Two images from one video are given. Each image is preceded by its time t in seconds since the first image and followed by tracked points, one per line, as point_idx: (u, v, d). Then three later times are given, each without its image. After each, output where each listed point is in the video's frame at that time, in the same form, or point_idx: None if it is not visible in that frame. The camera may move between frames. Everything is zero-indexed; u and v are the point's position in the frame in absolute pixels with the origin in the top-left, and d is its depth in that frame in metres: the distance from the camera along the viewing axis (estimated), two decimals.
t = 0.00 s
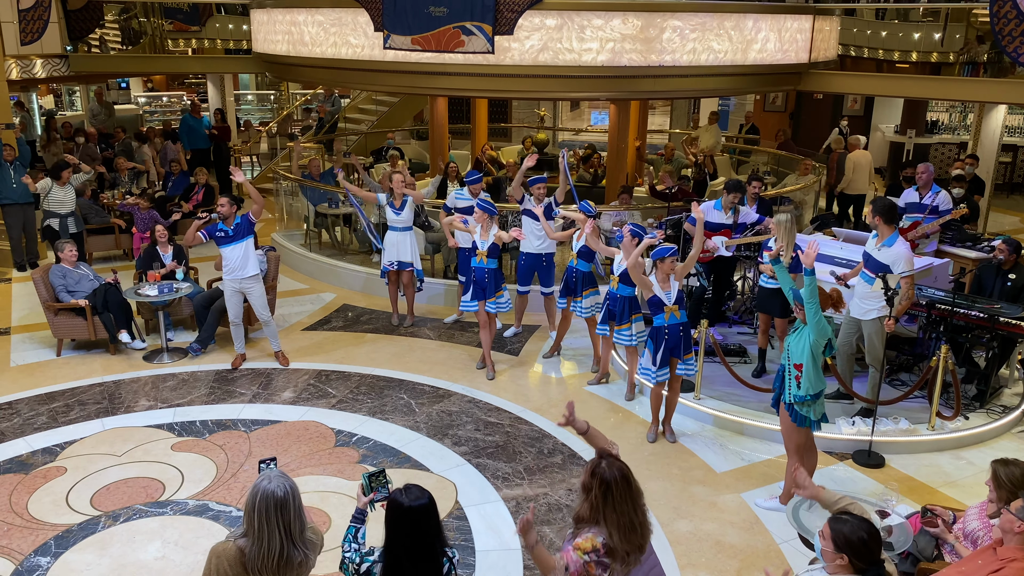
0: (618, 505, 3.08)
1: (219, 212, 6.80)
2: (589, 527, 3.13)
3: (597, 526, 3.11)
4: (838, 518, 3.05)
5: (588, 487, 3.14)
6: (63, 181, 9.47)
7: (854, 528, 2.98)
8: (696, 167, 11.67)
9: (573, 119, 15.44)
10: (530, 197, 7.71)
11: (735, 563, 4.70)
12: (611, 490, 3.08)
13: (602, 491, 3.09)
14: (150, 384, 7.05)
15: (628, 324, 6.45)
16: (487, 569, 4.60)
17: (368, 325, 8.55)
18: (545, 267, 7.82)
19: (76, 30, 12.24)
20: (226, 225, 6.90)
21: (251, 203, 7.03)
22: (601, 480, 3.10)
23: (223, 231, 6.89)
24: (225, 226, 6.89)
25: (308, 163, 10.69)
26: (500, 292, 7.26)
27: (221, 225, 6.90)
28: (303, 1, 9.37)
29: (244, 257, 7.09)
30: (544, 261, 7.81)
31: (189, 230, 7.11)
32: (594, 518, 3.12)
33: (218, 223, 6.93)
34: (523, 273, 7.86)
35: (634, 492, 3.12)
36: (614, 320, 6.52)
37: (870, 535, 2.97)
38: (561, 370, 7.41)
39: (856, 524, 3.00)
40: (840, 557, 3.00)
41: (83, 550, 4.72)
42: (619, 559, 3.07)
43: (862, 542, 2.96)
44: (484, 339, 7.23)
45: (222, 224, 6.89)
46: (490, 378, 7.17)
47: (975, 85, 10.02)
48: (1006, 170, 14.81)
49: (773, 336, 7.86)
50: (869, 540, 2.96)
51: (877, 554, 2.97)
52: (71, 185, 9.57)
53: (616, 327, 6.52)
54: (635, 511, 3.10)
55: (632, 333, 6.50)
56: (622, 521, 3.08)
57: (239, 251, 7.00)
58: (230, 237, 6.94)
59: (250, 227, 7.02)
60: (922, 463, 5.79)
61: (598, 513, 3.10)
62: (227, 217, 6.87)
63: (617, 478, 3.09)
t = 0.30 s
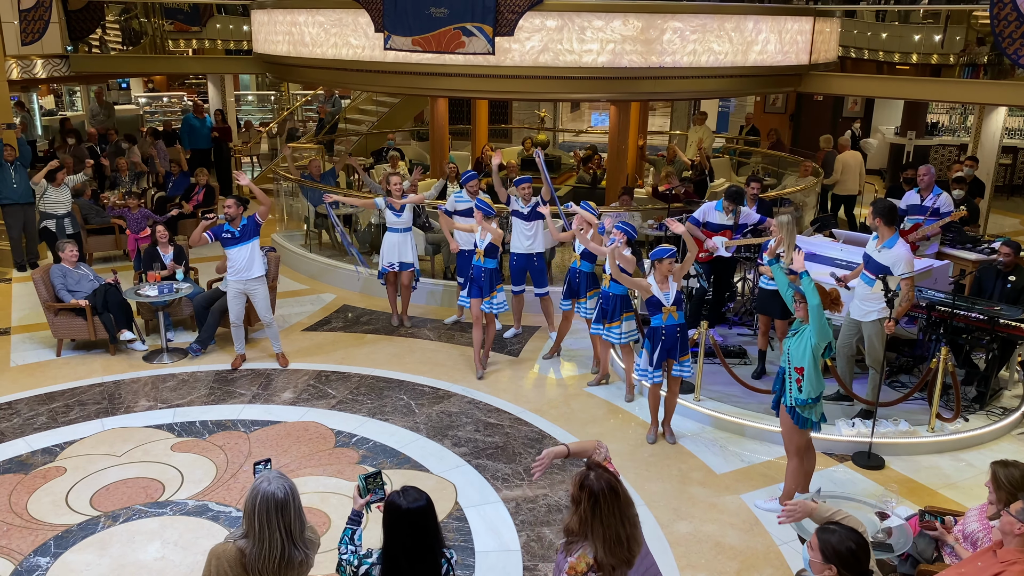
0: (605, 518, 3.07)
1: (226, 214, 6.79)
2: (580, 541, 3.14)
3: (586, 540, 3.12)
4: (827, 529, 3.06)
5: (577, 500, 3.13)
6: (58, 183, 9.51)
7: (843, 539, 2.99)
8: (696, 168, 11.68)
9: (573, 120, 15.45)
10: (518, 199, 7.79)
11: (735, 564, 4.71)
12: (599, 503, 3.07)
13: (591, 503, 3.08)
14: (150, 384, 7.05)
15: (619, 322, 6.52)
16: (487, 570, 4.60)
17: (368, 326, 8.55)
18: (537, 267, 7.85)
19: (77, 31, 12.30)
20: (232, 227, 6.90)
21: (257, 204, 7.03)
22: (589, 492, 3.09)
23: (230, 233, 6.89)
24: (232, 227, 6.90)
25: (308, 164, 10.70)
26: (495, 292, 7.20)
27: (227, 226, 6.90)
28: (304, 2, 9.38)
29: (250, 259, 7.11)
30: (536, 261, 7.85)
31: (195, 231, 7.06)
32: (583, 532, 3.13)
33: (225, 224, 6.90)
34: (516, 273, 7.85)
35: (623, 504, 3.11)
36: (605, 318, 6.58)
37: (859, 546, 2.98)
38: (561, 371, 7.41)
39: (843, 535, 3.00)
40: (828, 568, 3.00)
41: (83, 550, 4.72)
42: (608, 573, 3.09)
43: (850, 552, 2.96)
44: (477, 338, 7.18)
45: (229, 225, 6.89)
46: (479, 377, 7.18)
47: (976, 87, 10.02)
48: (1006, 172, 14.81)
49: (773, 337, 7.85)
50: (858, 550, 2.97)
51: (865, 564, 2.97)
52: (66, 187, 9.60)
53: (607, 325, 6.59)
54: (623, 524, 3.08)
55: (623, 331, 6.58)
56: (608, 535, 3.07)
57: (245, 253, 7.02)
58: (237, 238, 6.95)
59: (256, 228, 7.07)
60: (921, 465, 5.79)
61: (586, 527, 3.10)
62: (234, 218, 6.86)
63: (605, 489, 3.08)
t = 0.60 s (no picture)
0: (599, 511, 3.07)
1: (243, 212, 6.81)
2: (572, 531, 3.15)
3: (578, 529, 3.12)
4: (822, 532, 3.06)
5: (574, 487, 3.13)
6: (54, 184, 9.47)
7: (835, 544, 2.99)
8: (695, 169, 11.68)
9: (572, 121, 15.45)
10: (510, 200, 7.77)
11: (733, 565, 4.71)
12: (595, 494, 3.07)
13: (587, 493, 3.08)
14: (149, 384, 7.05)
15: (614, 320, 6.52)
16: (486, 570, 4.60)
17: (367, 326, 8.56)
18: (533, 267, 7.86)
19: (76, 30, 12.29)
20: (247, 225, 6.91)
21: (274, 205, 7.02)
22: (587, 483, 3.08)
23: (244, 232, 6.89)
24: (248, 226, 6.91)
25: (307, 164, 10.69)
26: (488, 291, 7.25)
27: (242, 225, 6.90)
28: (303, 2, 9.39)
29: (262, 259, 7.12)
30: (531, 261, 7.85)
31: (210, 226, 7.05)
32: (576, 520, 3.12)
33: (240, 222, 6.92)
34: (511, 273, 7.89)
35: (619, 500, 3.11)
36: (600, 317, 6.59)
37: (851, 551, 2.98)
38: (560, 371, 7.42)
39: (836, 538, 3.01)
40: (817, 570, 3.00)
41: (81, 550, 4.72)
42: (593, 566, 3.09)
43: (841, 557, 2.96)
44: (467, 336, 7.21)
45: (245, 223, 6.89)
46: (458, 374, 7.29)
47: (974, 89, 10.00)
48: (1005, 174, 14.82)
49: (772, 338, 7.86)
50: (850, 556, 2.96)
51: (855, 571, 2.97)
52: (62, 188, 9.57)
53: (602, 324, 6.60)
54: (615, 521, 3.09)
55: (618, 330, 6.56)
56: (599, 527, 3.07)
57: (258, 252, 7.01)
58: (251, 237, 6.95)
59: (271, 229, 7.05)
60: (920, 466, 5.79)
61: (580, 516, 3.10)
62: (250, 217, 6.88)
63: (603, 482, 3.08)
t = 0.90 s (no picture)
0: (606, 494, 3.09)
1: (256, 212, 6.82)
2: (576, 505, 3.18)
3: (582, 506, 3.15)
4: (822, 541, 3.05)
5: (586, 465, 3.17)
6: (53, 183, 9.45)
7: (832, 554, 2.98)
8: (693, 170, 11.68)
9: (571, 122, 15.44)
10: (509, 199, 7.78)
11: (731, 566, 4.71)
12: (605, 476, 3.10)
13: (597, 473, 3.10)
14: (146, 384, 7.04)
15: (611, 320, 6.52)
16: (483, 570, 4.61)
17: (365, 326, 8.56)
18: (530, 267, 7.86)
19: (74, 30, 12.28)
20: (257, 225, 6.91)
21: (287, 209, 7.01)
22: (600, 465, 3.11)
23: (253, 231, 6.89)
24: (257, 226, 6.91)
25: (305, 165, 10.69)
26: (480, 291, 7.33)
27: (252, 224, 6.91)
28: (302, 2, 9.39)
29: (266, 261, 7.10)
30: (527, 261, 7.85)
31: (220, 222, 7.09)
32: (582, 495, 3.16)
33: (250, 221, 6.93)
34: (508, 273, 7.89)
35: (628, 489, 3.13)
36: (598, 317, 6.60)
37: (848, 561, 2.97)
38: (558, 372, 7.42)
39: (835, 548, 3.00)
40: None
41: (78, 550, 4.72)
42: (587, 544, 3.10)
43: (834, 566, 2.96)
44: (461, 335, 7.38)
45: (254, 223, 6.90)
46: (457, 366, 7.46)
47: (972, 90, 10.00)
48: (1003, 175, 14.84)
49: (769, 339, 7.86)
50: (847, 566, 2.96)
51: None
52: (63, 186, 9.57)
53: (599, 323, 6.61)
54: (620, 507, 3.10)
55: (615, 330, 6.56)
56: (603, 507, 3.09)
57: (264, 254, 7.01)
58: (259, 238, 6.94)
59: (280, 233, 7.04)
60: (917, 467, 5.80)
61: (587, 493, 3.12)
62: (262, 218, 6.89)
63: (616, 467, 3.11)
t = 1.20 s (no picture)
0: (612, 486, 3.10)
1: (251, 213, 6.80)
2: (582, 492, 3.20)
3: (587, 494, 3.17)
4: (826, 546, 3.04)
5: (595, 454, 3.20)
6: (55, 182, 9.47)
7: (836, 560, 2.98)
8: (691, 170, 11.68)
9: (568, 122, 15.46)
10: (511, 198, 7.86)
11: (728, 566, 4.71)
12: (612, 467, 3.12)
13: (605, 464, 3.13)
14: (143, 384, 7.03)
15: (610, 322, 6.52)
16: (481, 570, 4.60)
17: (363, 326, 8.55)
18: (528, 268, 7.87)
19: (71, 30, 12.24)
20: (252, 227, 6.91)
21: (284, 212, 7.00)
22: (608, 457, 3.14)
23: (248, 232, 6.90)
24: (252, 227, 6.90)
25: (303, 165, 10.68)
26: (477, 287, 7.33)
27: (247, 225, 6.90)
28: (299, 2, 9.39)
29: (261, 263, 7.07)
30: (526, 262, 7.85)
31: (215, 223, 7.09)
32: (588, 484, 3.18)
33: (245, 222, 6.92)
34: (506, 273, 7.89)
35: (635, 484, 3.14)
36: (597, 319, 6.60)
37: (849, 568, 2.96)
38: (556, 372, 7.41)
39: (839, 555, 2.99)
40: None
41: (75, 551, 4.71)
42: (589, 531, 3.12)
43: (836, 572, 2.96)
44: (460, 334, 7.43)
45: (249, 224, 6.89)
46: (455, 366, 7.47)
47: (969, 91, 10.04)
48: (1000, 176, 14.88)
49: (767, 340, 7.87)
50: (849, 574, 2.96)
51: None
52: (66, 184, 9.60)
53: (598, 324, 6.61)
54: (625, 500, 3.11)
55: (614, 332, 6.56)
56: (608, 498, 3.09)
57: (258, 255, 6.99)
58: (254, 239, 6.94)
59: (276, 236, 7.02)
60: (914, 467, 5.80)
61: (593, 481, 3.14)
62: (256, 220, 6.87)
63: (624, 460, 3.12)
